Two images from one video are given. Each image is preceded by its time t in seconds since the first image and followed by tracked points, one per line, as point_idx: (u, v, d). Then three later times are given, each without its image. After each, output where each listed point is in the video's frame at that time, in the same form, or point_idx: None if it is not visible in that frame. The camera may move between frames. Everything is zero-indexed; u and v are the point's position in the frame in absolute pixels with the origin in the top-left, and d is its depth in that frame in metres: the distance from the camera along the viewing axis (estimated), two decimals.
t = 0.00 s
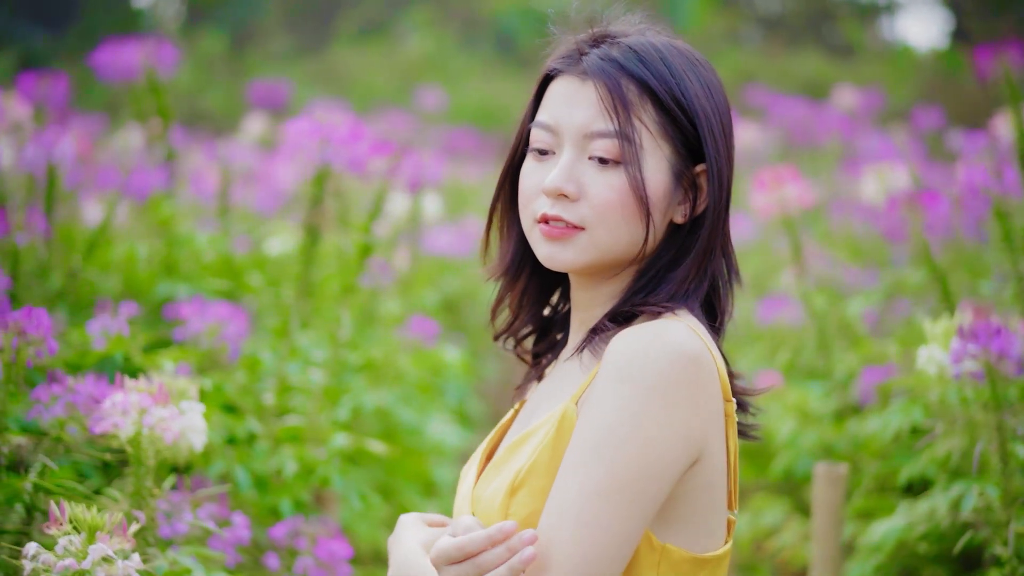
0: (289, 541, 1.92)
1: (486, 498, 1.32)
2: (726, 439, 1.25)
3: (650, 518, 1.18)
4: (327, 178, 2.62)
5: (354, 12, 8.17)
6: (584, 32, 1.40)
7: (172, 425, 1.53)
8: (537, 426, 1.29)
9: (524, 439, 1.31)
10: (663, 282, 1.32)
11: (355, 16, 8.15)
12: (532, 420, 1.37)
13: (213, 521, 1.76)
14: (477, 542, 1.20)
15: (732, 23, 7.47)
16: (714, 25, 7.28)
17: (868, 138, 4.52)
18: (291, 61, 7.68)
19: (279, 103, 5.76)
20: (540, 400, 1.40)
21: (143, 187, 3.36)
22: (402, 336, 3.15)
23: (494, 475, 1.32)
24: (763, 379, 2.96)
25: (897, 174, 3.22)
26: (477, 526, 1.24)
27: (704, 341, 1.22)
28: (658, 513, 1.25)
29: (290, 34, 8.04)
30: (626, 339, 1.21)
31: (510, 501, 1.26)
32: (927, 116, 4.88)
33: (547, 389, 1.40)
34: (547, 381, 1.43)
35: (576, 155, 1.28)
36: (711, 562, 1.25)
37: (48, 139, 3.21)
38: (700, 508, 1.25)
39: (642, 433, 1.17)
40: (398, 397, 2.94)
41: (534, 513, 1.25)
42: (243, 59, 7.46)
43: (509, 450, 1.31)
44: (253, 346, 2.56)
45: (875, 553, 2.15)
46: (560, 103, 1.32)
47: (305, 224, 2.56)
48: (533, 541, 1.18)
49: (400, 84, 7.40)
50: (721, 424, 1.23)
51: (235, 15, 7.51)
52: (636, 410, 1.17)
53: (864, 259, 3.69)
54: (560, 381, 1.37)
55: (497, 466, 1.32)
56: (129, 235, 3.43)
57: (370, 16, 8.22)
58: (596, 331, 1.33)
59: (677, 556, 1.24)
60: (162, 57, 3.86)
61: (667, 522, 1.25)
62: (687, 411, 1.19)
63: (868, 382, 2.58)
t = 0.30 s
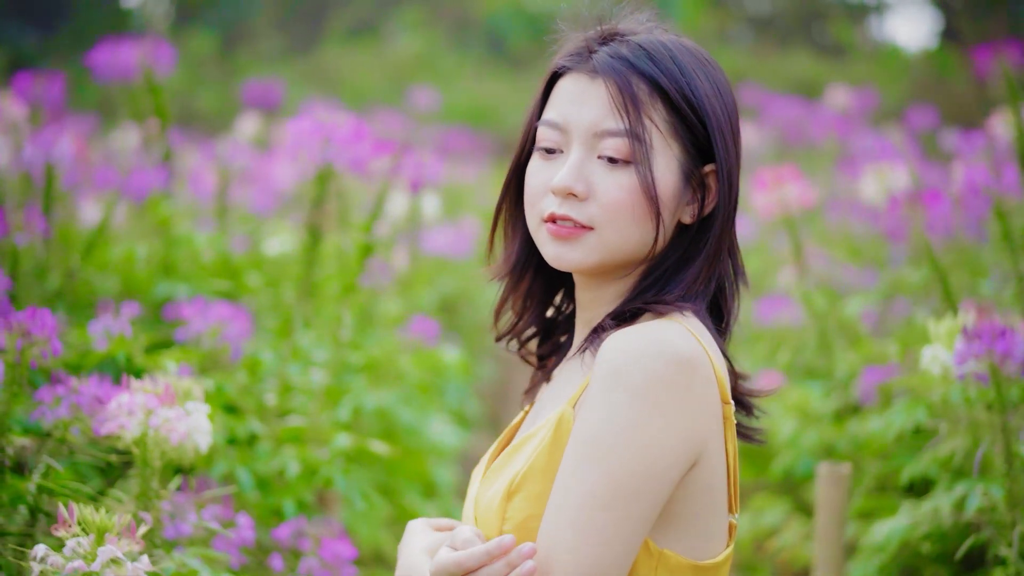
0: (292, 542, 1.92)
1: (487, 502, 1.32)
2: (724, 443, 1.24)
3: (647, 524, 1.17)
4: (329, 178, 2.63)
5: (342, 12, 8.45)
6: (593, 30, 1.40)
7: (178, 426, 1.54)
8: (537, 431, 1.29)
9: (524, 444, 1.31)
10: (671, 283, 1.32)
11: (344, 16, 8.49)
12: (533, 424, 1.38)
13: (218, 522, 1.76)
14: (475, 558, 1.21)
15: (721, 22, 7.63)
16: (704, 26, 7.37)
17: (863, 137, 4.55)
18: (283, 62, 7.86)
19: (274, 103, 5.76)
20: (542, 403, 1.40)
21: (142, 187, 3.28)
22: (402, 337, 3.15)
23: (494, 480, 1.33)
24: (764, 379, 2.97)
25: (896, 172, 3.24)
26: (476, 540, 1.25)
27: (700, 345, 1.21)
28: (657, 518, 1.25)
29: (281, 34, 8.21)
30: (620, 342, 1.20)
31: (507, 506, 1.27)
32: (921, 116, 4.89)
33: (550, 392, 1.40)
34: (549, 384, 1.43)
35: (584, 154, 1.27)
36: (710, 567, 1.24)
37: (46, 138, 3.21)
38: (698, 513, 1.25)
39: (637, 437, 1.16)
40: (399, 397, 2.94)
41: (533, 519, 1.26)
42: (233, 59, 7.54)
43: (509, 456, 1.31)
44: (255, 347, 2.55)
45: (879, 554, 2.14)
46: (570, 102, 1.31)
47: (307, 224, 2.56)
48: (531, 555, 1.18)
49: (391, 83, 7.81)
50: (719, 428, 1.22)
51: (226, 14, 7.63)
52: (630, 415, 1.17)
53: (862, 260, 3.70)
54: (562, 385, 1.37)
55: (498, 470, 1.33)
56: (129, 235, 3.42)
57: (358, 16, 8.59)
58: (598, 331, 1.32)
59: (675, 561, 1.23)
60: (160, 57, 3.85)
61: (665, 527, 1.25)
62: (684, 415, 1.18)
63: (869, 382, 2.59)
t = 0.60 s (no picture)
0: (292, 542, 1.91)
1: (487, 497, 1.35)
2: (719, 438, 1.23)
3: (636, 521, 1.18)
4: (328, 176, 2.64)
5: (328, 14, 8.64)
6: (598, 21, 1.39)
7: (181, 426, 1.53)
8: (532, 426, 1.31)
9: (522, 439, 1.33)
10: (678, 275, 1.32)
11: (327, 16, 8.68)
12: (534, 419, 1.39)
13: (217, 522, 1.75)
14: (468, 562, 1.27)
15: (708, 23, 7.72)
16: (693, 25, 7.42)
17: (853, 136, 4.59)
18: (269, 61, 7.96)
19: (264, 102, 5.74)
20: (544, 397, 1.41)
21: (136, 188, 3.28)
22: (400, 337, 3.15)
23: (493, 476, 1.36)
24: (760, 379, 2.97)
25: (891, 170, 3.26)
26: (470, 541, 1.34)
27: (692, 339, 1.21)
28: (650, 514, 1.24)
29: (263, 33, 8.20)
30: (608, 336, 1.20)
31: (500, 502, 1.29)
32: (911, 114, 4.90)
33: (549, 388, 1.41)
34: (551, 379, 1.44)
35: (589, 147, 1.27)
36: (703, 564, 1.23)
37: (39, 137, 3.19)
38: (692, 509, 1.24)
39: (624, 434, 1.17)
40: (396, 397, 2.93)
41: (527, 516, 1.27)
42: (220, 56, 7.52)
43: (506, 450, 1.34)
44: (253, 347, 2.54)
45: (875, 553, 2.15)
46: (575, 95, 1.31)
47: (306, 223, 2.56)
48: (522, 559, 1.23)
49: (376, 82, 8.11)
50: (712, 424, 1.22)
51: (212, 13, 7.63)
52: (617, 411, 1.17)
53: (855, 258, 3.73)
54: (561, 380, 1.38)
55: (497, 465, 1.36)
56: (121, 234, 3.40)
57: (344, 16, 8.78)
58: (597, 320, 1.32)
59: (668, 558, 1.23)
60: (153, 56, 3.83)
61: (658, 522, 1.24)
62: (672, 411, 1.17)
63: (866, 380, 2.60)
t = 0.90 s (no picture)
0: (286, 541, 1.91)
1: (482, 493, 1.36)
2: (709, 438, 1.23)
3: (621, 520, 1.17)
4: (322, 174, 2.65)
5: (311, 15, 8.73)
6: (596, 18, 1.39)
7: (177, 424, 1.54)
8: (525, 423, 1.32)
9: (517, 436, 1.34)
10: (679, 272, 1.32)
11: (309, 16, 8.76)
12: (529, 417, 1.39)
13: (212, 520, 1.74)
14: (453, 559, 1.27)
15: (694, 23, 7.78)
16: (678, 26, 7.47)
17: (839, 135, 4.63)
18: (252, 61, 8.03)
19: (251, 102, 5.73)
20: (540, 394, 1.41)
21: (126, 187, 3.26)
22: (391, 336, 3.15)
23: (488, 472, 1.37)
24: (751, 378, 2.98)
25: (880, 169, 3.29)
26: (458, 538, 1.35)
27: (681, 337, 1.21)
28: (637, 512, 1.23)
29: (245, 34, 8.28)
30: (593, 333, 1.20)
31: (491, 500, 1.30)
32: (896, 113, 4.91)
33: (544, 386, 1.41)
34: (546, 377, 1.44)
35: (589, 145, 1.28)
36: (691, 563, 1.22)
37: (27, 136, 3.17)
38: (681, 509, 1.22)
39: (606, 433, 1.16)
40: (388, 395, 2.93)
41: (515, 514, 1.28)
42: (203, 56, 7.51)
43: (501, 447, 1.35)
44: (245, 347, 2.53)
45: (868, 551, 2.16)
46: (574, 93, 1.31)
47: (299, 221, 2.56)
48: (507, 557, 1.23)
49: (360, 82, 8.17)
50: (701, 422, 1.21)
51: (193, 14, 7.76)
52: (599, 410, 1.16)
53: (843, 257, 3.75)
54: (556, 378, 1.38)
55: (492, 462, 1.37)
56: (110, 234, 3.38)
57: (327, 16, 8.88)
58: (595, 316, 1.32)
59: (654, 557, 1.22)
60: (141, 54, 3.81)
61: (645, 522, 1.23)
62: (656, 410, 1.17)
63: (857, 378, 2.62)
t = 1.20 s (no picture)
0: (281, 539, 1.91)
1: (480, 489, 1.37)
2: (704, 440, 1.22)
3: (610, 519, 1.17)
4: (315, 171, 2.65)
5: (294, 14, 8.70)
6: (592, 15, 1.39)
7: (174, 421, 1.54)
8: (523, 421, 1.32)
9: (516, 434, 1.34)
10: (681, 270, 1.32)
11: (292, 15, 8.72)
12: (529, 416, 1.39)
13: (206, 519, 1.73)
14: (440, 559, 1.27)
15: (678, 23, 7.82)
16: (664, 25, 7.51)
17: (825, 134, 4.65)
18: (235, 60, 7.98)
19: (236, 100, 5.70)
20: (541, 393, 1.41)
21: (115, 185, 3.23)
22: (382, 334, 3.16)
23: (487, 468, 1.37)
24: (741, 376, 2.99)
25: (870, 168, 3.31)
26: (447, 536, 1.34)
27: (676, 337, 1.21)
28: (629, 513, 1.23)
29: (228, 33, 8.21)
30: (585, 332, 1.20)
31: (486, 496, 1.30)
32: (879, 112, 4.92)
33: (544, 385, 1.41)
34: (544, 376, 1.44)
35: (586, 143, 1.28)
36: (681, 564, 1.21)
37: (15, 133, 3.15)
38: (675, 509, 1.21)
39: (596, 432, 1.16)
40: (378, 393, 2.93)
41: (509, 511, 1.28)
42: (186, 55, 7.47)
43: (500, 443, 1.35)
44: (236, 345, 2.52)
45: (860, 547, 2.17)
46: (571, 91, 1.31)
47: (292, 219, 2.56)
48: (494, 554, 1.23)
49: (343, 82, 8.16)
50: (695, 423, 1.20)
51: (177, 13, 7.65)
52: (589, 409, 1.16)
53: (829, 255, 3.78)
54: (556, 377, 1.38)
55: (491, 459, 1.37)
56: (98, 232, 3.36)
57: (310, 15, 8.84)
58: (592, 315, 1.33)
59: (643, 557, 1.21)
60: (129, 52, 3.78)
61: (636, 522, 1.22)
62: (648, 410, 1.16)
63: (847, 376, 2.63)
